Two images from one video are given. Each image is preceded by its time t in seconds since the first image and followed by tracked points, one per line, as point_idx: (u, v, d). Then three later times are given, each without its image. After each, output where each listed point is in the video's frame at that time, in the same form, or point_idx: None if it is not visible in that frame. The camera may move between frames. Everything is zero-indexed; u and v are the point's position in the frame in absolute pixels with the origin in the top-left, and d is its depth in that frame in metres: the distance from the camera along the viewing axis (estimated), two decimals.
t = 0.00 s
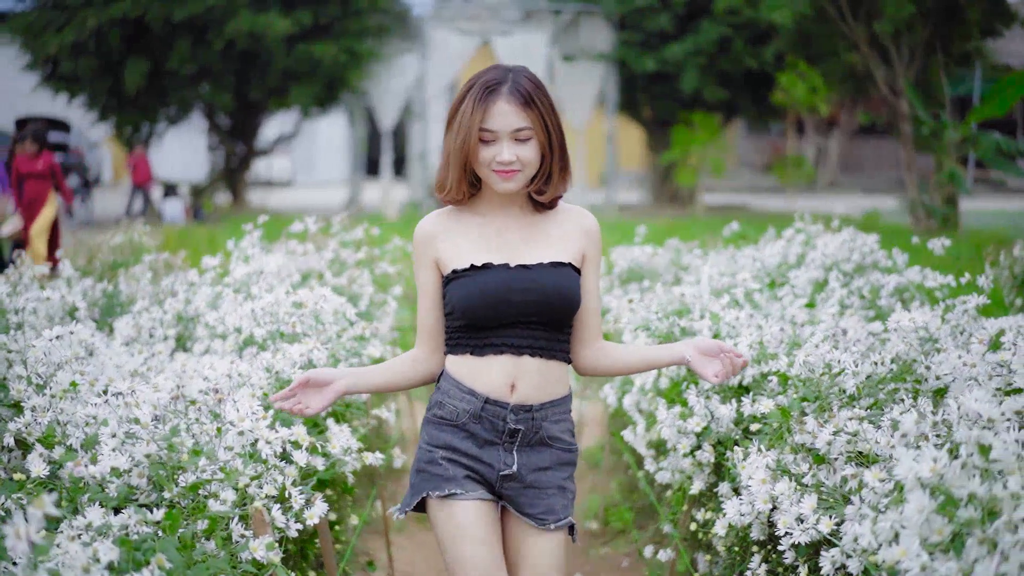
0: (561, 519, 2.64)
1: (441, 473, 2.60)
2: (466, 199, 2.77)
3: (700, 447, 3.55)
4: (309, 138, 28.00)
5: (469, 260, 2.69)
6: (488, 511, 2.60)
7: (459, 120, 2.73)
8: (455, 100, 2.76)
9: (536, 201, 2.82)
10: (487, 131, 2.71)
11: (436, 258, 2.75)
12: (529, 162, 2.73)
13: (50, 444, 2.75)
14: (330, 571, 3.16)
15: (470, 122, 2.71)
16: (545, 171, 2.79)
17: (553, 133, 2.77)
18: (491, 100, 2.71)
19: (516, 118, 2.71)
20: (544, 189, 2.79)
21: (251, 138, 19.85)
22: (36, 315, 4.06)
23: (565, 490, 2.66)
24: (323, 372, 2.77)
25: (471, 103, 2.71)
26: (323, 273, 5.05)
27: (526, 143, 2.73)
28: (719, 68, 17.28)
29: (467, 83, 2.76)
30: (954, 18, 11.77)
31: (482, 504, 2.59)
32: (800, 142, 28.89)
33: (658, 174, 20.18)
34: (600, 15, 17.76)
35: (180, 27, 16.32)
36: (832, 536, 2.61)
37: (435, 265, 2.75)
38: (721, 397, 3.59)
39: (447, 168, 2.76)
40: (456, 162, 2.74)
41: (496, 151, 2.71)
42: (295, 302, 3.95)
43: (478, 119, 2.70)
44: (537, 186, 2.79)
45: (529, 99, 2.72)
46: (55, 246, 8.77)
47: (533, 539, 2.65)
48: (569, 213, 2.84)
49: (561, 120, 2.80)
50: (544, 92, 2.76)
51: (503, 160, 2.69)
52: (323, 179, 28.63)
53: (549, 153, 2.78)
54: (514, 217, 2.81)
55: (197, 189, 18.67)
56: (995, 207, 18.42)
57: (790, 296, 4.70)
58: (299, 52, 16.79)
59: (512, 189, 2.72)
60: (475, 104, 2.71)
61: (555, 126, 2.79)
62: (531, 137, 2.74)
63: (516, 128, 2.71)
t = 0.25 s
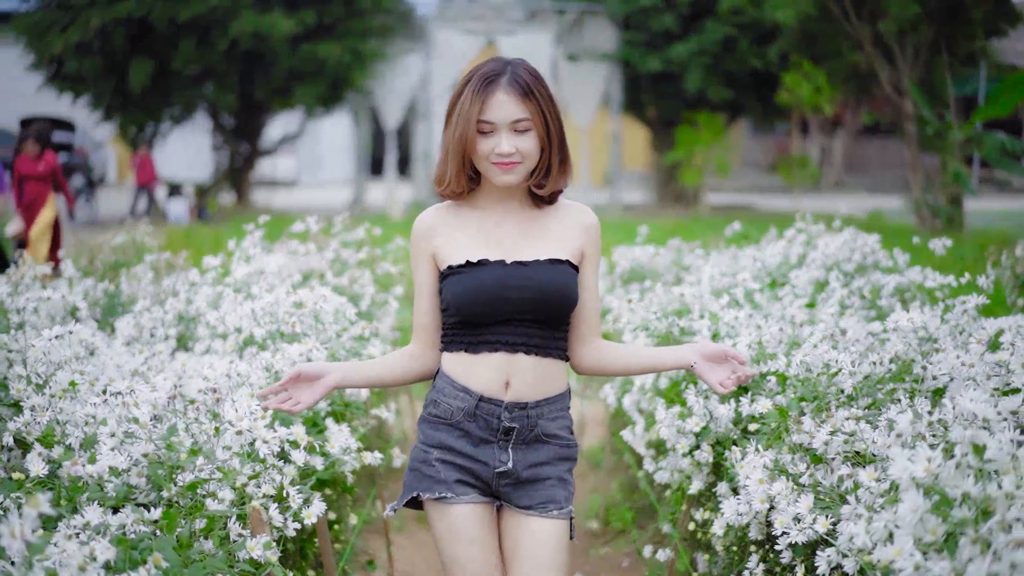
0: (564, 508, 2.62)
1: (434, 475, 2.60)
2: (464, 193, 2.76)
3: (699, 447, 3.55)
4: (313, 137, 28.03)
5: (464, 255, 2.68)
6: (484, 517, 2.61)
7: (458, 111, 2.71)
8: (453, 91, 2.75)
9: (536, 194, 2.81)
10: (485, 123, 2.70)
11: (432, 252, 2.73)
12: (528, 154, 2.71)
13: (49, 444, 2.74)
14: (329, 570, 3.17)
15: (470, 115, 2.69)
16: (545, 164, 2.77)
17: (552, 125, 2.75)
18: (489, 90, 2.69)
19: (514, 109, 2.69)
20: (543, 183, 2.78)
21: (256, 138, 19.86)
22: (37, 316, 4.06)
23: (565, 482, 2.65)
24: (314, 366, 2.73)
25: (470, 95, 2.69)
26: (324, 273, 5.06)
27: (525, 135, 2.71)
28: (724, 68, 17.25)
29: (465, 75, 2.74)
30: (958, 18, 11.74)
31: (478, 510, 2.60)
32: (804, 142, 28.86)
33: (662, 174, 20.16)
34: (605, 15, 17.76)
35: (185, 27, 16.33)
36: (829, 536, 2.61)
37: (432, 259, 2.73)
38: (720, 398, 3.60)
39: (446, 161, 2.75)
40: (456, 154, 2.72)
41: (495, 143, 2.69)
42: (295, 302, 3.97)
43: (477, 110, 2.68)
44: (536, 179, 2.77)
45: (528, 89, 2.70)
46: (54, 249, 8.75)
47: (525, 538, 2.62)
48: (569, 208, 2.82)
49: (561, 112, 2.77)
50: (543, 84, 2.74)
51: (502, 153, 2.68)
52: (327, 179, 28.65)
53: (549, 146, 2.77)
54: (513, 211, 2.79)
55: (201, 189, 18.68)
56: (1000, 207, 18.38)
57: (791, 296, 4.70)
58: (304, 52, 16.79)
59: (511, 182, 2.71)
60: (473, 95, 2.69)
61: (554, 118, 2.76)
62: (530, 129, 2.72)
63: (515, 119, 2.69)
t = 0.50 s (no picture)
0: (562, 488, 2.58)
1: (432, 477, 2.59)
2: (465, 187, 2.73)
3: (698, 448, 3.56)
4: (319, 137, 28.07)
5: (461, 249, 2.65)
6: (481, 519, 2.60)
7: (460, 105, 2.70)
8: (454, 85, 2.74)
9: (537, 189, 2.78)
10: (487, 115, 2.68)
11: (429, 246, 2.70)
12: (530, 147, 2.69)
13: (49, 444, 2.75)
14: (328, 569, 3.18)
15: (471, 107, 2.68)
16: (546, 158, 2.74)
17: (554, 118, 2.73)
18: (490, 83, 2.68)
19: (516, 101, 2.68)
20: (546, 176, 2.75)
21: (261, 138, 19.87)
22: (39, 315, 4.08)
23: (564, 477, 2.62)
24: (297, 357, 2.69)
25: (471, 87, 2.68)
26: (325, 273, 5.07)
27: (527, 127, 2.69)
28: (729, 68, 17.23)
29: (466, 69, 2.73)
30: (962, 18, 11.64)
31: (475, 515, 2.59)
32: (810, 142, 28.81)
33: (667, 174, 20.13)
34: (610, 15, 17.77)
35: (190, 27, 16.36)
36: (825, 537, 2.61)
37: (429, 253, 2.70)
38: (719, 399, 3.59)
39: (447, 154, 2.73)
40: (457, 148, 2.70)
41: (497, 135, 2.67)
42: (295, 303, 4.01)
43: (478, 102, 2.67)
44: (537, 173, 2.75)
45: (530, 82, 2.69)
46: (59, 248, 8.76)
47: (522, 536, 2.55)
48: (569, 206, 2.79)
49: (563, 106, 2.76)
50: (544, 77, 2.73)
51: (503, 145, 2.66)
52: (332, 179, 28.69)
53: (551, 140, 2.75)
54: (512, 205, 2.76)
55: (206, 189, 18.70)
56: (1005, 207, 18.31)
57: (791, 297, 4.70)
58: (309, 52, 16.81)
59: (513, 175, 2.68)
60: (475, 87, 2.68)
61: (556, 112, 2.75)
62: (532, 121, 2.70)
63: (516, 111, 2.68)
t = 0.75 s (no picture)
0: (563, 480, 2.54)
1: (433, 478, 2.56)
2: (466, 182, 2.72)
3: (699, 448, 3.56)
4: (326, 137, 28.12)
5: (459, 243, 2.63)
6: (479, 520, 2.58)
7: (462, 98, 2.69)
8: (456, 80, 2.73)
9: (537, 183, 2.77)
10: (489, 109, 2.67)
11: (426, 240, 2.68)
12: (532, 141, 2.68)
13: (49, 445, 2.76)
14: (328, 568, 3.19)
15: (473, 100, 2.67)
16: (549, 152, 2.75)
17: (556, 113, 2.73)
18: (492, 76, 2.67)
19: (519, 94, 2.67)
20: (548, 171, 2.74)
21: (268, 138, 19.90)
22: (42, 315, 4.09)
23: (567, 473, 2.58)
24: (279, 354, 2.66)
25: (473, 81, 2.67)
26: (328, 274, 5.08)
27: (529, 121, 2.68)
28: (736, 68, 17.20)
29: (468, 63, 2.72)
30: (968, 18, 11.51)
31: (473, 518, 2.57)
32: (817, 142, 28.76)
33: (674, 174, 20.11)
34: (617, 15, 17.77)
35: (197, 27, 16.39)
36: (823, 537, 2.62)
37: (425, 248, 2.68)
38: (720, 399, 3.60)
39: (448, 149, 2.72)
40: (459, 142, 2.69)
41: (499, 130, 2.66)
42: (297, 303, 3.97)
43: (481, 96, 2.66)
44: (539, 168, 2.74)
45: (532, 76, 2.68)
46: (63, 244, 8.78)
47: (516, 534, 2.48)
48: (569, 202, 2.78)
49: (564, 101, 2.75)
50: (546, 72, 2.73)
51: (506, 138, 2.65)
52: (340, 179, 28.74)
53: (552, 135, 2.74)
54: (512, 200, 2.75)
55: (213, 189, 18.74)
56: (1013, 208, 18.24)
57: (795, 297, 4.70)
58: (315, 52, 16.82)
59: (514, 169, 2.67)
60: (476, 81, 2.67)
61: (558, 107, 2.74)
62: (534, 115, 2.69)
63: (519, 105, 2.67)
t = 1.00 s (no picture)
0: (561, 494, 2.51)
1: (428, 486, 2.53)
2: (460, 184, 2.67)
3: (698, 449, 3.56)
4: (331, 137, 28.14)
5: (451, 246, 2.59)
6: (474, 529, 2.55)
7: (458, 100, 2.65)
8: (452, 81, 2.69)
9: (533, 185, 2.74)
10: (485, 111, 2.64)
11: (419, 243, 2.65)
12: (528, 144, 2.64)
13: (47, 444, 2.77)
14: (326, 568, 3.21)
15: (470, 101, 2.63)
16: (546, 156, 2.73)
17: (554, 116, 2.70)
18: (490, 78, 2.64)
19: (516, 97, 2.64)
20: (546, 175, 2.72)
21: (272, 138, 19.88)
22: (43, 315, 4.10)
23: (565, 475, 2.54)
24: (264, 354, 2.63)
25: (470, 82, 2.63)
26: (328, 274, 5.08)
27: (526, 124, 2.65)
28: (741, 67, 17.17)
29: (464, 64, 2.69)
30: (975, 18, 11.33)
31: (467, 527, 2.54)
32: (823, 142, 28.69)
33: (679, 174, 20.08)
34: (622, 15, 17.76)
35: (201, 27, 16.40)
36: (818, 537, 2.62)
37: (418, 251, 2.65)
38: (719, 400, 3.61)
39: (443, 150, 2.67)
40: (454, 144, 2.64)
41: (494, 132, 2.63)
42: (296, 303, 3.97)
43: (478, 97, 2.63)
44: (537, 171, 2.72)
45: (530, 79, 2.65)
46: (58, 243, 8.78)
47: (514, 545, 2.46)
48: (565, 204, 2.75)
49: (562, 105, 2.73)
50: (544, 75, 2.70)
51: (502, 141, 2.61)
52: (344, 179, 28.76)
53: (549, 139, 2.72)
54: (506, 203, 2.71)
55: (217, 188, 18.74)
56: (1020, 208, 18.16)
57: (796, 297, 4.69)
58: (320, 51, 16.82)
59: (509, 171, 2.63)
60: (473, 82, 2.63)
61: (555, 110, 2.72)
62: (531, 118, 2.66)
63: (516, 107, 2.63)
